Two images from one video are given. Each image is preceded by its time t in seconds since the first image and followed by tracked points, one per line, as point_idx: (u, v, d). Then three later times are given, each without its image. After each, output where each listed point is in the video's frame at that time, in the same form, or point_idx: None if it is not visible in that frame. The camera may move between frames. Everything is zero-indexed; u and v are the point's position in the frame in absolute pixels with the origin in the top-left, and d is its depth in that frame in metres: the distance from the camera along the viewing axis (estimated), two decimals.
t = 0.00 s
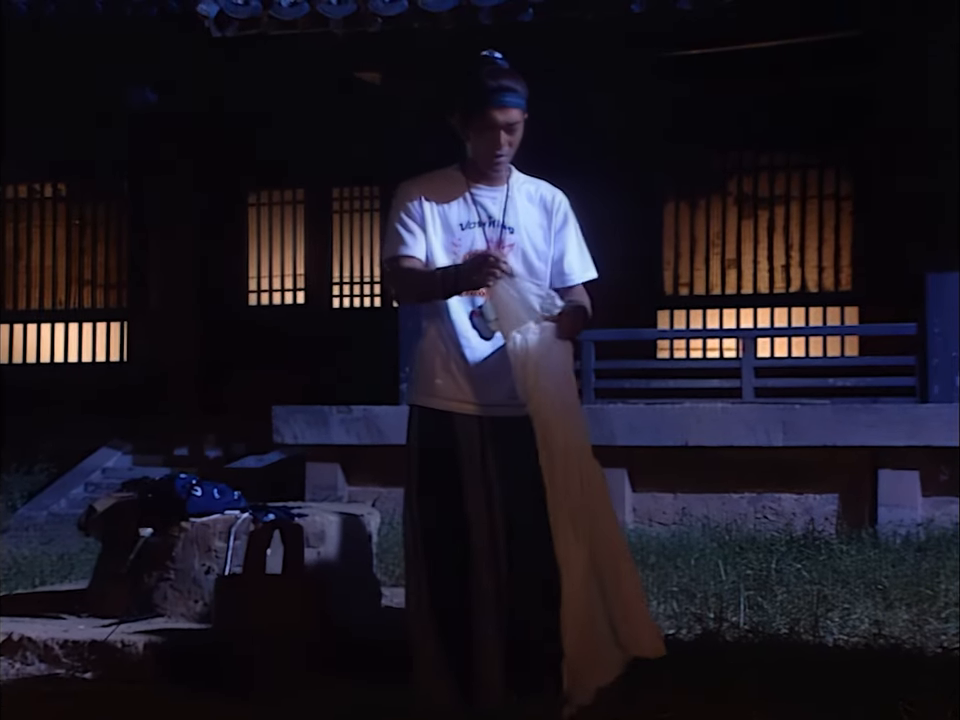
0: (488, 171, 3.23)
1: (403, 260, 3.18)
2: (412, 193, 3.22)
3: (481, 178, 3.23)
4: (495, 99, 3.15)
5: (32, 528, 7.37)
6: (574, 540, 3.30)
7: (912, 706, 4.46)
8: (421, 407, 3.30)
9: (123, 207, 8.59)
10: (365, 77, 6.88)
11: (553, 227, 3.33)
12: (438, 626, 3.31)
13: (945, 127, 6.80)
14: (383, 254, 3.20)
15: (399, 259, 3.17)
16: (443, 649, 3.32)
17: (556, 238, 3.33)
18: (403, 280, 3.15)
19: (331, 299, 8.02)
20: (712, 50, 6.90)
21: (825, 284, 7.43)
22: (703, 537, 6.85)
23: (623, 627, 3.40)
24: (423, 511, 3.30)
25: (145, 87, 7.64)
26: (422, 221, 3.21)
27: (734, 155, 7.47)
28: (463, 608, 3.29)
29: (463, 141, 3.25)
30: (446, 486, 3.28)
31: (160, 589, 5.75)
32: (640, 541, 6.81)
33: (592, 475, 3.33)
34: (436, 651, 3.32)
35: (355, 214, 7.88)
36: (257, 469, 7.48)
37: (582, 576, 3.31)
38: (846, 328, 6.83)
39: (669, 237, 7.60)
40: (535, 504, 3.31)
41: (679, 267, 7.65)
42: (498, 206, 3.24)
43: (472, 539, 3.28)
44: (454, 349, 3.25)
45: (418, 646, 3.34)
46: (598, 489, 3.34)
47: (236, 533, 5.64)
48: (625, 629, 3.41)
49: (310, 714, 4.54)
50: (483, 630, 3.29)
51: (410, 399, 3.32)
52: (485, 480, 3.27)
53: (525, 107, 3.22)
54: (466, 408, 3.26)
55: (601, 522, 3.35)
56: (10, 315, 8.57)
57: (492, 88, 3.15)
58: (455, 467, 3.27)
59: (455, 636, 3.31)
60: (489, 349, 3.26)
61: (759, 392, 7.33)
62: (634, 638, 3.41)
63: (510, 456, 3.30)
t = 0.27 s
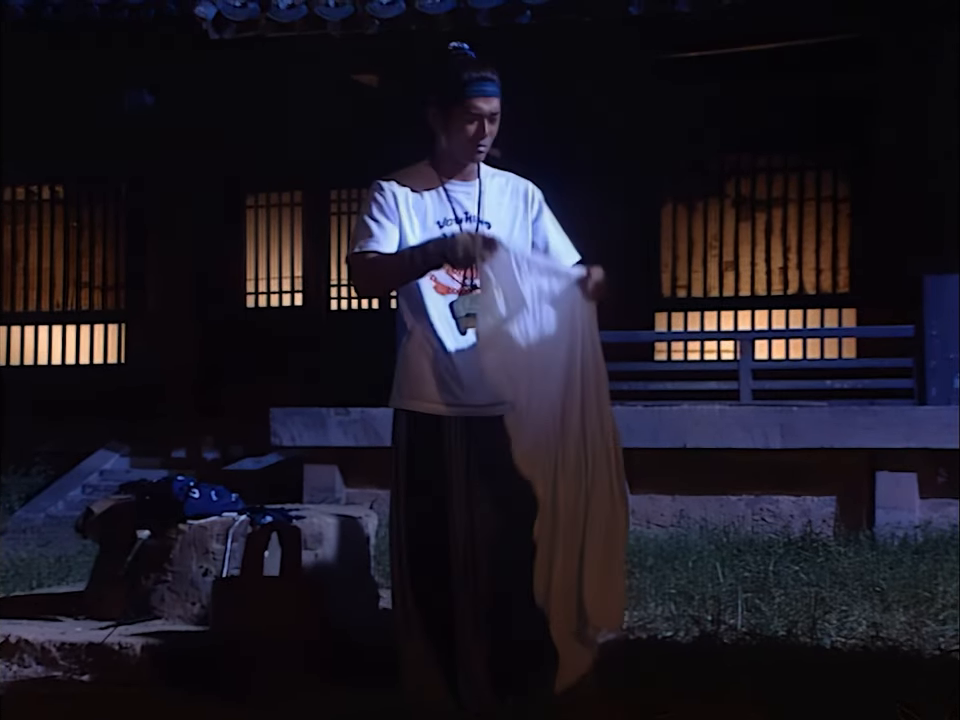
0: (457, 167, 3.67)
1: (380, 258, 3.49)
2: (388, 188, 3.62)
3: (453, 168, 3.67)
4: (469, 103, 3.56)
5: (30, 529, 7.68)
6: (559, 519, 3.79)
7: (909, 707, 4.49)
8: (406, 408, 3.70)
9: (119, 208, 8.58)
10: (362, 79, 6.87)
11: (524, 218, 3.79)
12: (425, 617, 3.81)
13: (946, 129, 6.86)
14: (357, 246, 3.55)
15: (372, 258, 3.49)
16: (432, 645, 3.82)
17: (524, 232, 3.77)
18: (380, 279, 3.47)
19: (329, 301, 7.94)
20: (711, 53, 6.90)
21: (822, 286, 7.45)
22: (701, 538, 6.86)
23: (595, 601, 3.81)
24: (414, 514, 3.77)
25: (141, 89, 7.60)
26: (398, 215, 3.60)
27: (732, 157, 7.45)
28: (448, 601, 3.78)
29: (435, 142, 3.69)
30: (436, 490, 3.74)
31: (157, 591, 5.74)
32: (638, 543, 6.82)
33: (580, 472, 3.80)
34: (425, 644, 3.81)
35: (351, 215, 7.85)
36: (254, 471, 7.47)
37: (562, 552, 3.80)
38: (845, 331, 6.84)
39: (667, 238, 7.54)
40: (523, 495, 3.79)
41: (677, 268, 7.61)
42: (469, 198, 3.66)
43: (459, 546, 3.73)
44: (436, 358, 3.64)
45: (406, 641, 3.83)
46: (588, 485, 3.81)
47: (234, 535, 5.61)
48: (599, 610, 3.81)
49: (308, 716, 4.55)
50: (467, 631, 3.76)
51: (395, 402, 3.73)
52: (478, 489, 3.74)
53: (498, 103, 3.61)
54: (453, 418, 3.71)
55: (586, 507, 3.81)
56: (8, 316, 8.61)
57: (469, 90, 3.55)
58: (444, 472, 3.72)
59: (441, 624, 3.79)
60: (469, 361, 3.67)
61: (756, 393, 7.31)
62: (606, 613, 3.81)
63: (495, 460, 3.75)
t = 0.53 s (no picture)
0: (458, 167, 3.69)
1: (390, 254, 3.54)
2: (394, 191, 3.63)
3: (454, 167, 3.68)
4: (471, 100, 3.60)
5: (25, 533, 8.14)
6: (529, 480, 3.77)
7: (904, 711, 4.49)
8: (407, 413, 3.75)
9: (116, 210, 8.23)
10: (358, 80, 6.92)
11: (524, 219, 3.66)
12: (429, 620, 3.81)
13: (945, 128, 6.88)
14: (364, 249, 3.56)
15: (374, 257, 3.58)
16: (428, 650, 3.81)
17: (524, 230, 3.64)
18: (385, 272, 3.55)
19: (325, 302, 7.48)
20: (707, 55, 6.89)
21: (818, 289, 7.45)
22: (696, 541, 6.87)
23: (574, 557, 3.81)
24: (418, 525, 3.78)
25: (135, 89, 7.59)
26: (403, 215, 3.60)
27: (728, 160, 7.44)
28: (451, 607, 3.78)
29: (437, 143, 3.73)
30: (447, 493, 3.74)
31: (152, 594, 5.74)
32: (633, 546, 6.82)
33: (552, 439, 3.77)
34: (420, 645, 3.81)
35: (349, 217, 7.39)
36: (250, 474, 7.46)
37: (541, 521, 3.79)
38: (841, 334, 6.80)
39: (664, 241, 7.55)
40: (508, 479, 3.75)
41: (673, 271, 7.62)
42: (469, 198, 3.68)
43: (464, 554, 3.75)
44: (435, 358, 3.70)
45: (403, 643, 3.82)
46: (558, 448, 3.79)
47: (229, 538, 5.61)
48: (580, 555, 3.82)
49: None
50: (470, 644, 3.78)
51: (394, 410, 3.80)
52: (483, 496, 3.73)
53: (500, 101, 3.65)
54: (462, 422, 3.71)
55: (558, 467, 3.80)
56: None
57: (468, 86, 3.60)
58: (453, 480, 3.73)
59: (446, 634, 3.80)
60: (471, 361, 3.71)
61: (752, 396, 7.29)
62: (587, 566, 3.82)
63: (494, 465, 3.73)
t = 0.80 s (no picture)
0: (482, 173, 3.57)
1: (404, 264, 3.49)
2: (413, 198, 3.53)
3: (479, 174, 3.56)
4: (502, 103, 3.49)
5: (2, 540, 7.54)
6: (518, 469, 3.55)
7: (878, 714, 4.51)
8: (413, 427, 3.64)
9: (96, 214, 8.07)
10: (340, 85, 6.87)
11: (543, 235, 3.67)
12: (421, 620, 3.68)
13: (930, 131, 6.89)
14: (384, 269, 3.50)
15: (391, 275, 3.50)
16: (419, 676, 3.69)
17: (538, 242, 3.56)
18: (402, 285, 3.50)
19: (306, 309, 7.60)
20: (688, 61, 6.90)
21: (799, 294, 7.52)
22: (677, 545, 6.88)
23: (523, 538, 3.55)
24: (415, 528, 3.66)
25: (117, 93, 7.60)
26: (423, 227, 3.51)
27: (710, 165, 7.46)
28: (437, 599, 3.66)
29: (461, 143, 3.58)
30: (446, 495, 3.62)
31: (131, 599, 5.74)
32: (614, 550, 6.83)
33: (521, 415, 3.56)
34: (406, 646, 3.67)
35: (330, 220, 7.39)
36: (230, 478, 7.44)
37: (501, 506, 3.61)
38: (821, 339, 6.84)
39: (646, 242, 7.49)
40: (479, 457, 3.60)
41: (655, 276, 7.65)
42: (492, 207, 3.57)
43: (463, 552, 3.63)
44: (445, 369, 3.56)
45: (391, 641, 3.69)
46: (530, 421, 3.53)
47: (209, 543, 5.55)
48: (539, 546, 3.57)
49: None
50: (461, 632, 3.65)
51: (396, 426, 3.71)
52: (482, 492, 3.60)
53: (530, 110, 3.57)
54: (472, 434, 3.59)
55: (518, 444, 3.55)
56: None
57: (496, 91, 3.50)
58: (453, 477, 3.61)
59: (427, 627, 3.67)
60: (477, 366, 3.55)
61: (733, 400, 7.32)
62: (534, 551, 3.56)
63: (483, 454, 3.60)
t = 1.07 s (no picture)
0: (498, 182, 3.66)
1: (413, 253, 3.59)
2: (427, 198, 3.61)
3: (495, 181, 3.65)
4: (527, 120, 3.60)
5: None
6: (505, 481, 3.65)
7: None
8: (431, 433, 3.75)
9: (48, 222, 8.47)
10: (292, 93, 6.78)
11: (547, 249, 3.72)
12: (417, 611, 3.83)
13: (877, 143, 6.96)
14: (395, 269, 3.61)
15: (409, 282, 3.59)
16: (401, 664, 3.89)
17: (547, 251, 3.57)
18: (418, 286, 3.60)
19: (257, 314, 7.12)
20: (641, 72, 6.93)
21: (749, 303, 7.54)
22: (629, 553, 6.90)
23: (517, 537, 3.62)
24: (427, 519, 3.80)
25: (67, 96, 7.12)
26: (436, 229, 3.60)
27: (663, 174, 7.44)
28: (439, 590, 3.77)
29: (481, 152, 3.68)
30: (455, 490, 3.72)
31: (77, 610, 5.66)
32: (566, 559, 6.83)
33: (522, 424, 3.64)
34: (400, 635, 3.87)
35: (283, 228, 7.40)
36: (180, 487, 7.39)
37: (488, 511, 3.68)
38: (773, 348, 6.88)
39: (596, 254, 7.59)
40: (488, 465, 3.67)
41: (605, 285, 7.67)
42: (505, 214, 3.66)
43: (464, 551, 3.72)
44: (460, 374, 3.65)
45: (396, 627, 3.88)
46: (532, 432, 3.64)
47: (157, 553, 5.49)
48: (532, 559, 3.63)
49: None
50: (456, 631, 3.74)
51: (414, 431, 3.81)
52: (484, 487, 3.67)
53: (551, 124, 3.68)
54: (482, 441, 3.68)
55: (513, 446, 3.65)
56: None
57: (521, 103, 3.60)
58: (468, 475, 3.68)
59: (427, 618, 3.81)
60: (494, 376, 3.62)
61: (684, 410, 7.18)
62: (512, 554, 3.61)
63: (497, 457, 3.66)
